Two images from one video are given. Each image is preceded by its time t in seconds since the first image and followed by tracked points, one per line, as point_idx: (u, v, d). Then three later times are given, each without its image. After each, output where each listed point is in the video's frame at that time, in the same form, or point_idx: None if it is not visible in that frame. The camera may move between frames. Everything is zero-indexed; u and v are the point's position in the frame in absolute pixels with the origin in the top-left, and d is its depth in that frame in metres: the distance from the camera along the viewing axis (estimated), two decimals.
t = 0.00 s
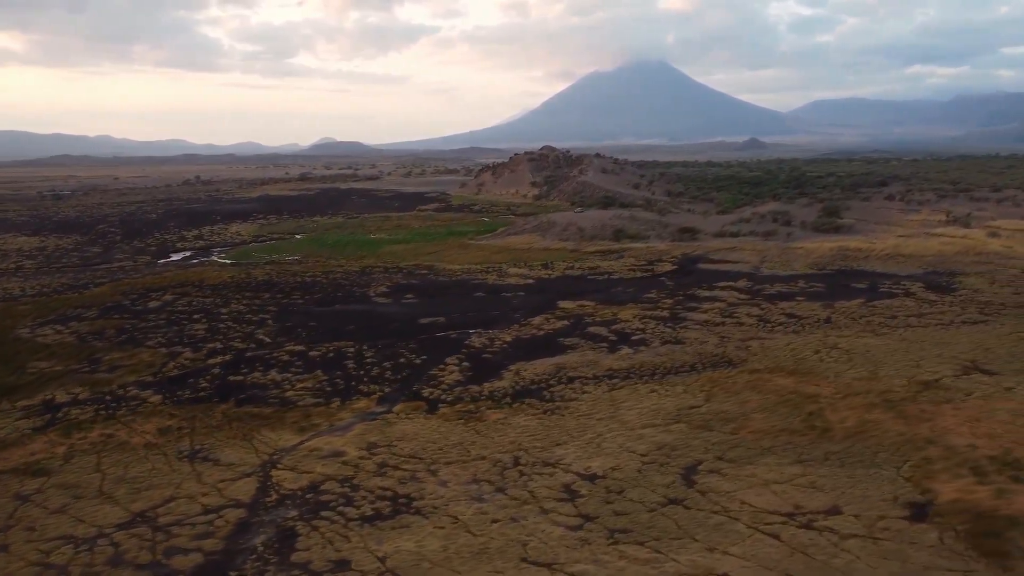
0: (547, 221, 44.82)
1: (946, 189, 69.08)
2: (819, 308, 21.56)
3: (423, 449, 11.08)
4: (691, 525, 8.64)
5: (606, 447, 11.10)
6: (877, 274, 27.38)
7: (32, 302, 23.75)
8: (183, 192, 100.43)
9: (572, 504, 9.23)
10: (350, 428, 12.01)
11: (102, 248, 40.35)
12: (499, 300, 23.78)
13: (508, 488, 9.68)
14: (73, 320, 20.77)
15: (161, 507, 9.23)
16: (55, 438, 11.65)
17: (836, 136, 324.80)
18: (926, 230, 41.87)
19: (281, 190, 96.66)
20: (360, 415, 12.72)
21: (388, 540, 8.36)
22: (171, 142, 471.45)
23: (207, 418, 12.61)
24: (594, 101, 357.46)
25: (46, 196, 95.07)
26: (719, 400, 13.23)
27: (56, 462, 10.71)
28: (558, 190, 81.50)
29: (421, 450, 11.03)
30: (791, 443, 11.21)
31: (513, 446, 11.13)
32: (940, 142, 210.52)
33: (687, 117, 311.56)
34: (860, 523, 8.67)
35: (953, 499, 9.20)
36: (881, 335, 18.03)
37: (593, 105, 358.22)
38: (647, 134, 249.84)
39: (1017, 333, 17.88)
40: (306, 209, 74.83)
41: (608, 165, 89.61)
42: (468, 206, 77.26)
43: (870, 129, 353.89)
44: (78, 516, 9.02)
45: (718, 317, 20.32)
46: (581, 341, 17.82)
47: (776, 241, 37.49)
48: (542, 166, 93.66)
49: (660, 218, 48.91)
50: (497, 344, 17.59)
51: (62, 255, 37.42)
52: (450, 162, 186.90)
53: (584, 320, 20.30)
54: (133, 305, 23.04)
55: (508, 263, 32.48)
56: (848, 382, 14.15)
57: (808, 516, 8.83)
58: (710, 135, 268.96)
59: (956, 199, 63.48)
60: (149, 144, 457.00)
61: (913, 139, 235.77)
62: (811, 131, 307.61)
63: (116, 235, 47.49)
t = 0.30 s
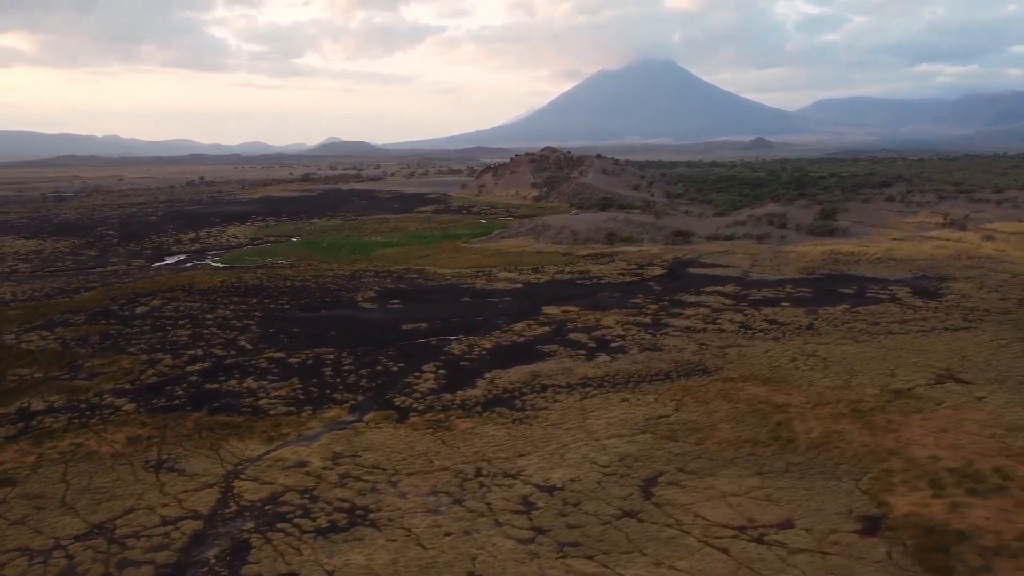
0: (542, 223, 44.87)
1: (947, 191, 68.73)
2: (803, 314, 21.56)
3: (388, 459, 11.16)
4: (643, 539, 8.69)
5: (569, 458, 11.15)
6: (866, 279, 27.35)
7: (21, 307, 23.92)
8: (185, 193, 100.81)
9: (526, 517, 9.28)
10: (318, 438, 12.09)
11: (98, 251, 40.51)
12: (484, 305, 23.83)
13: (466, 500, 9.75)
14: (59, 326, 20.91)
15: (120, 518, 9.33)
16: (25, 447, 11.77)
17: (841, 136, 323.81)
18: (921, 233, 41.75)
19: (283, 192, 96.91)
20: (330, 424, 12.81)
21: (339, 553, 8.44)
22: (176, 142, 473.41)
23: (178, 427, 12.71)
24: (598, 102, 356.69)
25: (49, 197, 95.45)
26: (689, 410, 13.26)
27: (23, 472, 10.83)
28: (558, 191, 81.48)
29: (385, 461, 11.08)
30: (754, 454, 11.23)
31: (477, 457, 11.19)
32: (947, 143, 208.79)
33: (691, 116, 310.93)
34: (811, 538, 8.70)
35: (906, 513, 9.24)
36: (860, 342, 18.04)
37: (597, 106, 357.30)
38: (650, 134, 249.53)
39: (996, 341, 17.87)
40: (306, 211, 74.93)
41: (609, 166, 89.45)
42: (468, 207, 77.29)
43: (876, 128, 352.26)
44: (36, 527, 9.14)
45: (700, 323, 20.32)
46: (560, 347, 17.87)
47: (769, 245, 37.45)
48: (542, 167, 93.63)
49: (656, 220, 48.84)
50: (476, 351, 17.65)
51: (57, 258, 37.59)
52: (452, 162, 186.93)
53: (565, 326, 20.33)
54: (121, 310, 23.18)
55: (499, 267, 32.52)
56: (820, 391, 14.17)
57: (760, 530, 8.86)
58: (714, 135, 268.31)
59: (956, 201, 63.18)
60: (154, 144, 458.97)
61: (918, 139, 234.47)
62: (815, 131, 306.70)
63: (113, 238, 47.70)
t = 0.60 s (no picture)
0: (537, 226, 44.91)
1: (948, 192, 68.40)
2: (786, 320, 21.55)
3: (352, 469, 11.24)
4: (594, 553, 8.74)
5: (533, 468, 11.20)
6: (854, 284, 27.27)
7: (11, 312, 24.11)
8: (187, 194, 101.16)
9: (481, 529, 9.33)
10: (286, 448, 12.17)
11: (94, 254, 40.74)
12: (469, 311, 23.91)
13: (424, 512, 9.82)
14: (45, 331, 21.06)
15: (80, 529, 9.44)
16: None
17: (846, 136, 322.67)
18: (917, 236, 41.57)
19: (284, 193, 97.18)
20: (300, 433, 12.88)
21: (291, 566, 8.52)
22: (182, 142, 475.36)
23: (149, 435, 12.82)
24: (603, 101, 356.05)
25: (53, 198, 95.93)
26: (658, 420, 13.29)
27: None
28: (558, 193, 81.46)
29: (349, 471, 11.16)
30: (716, 466, 11.25)
31: (440, 467, 11.26)
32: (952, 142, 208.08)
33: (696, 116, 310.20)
34: (761, 552, 8.74)
35: (860, 527, 9.26)
36: (839, 349, 18.03)
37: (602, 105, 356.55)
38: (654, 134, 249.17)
39: (975, 349, 17.82)
40: (306, 213, 75.15)
41: (609, 167, 89.32)
42: (467, 209, 77.39)
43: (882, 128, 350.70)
44: None
45: (682, 330, 20.33)
46: (538, 355, 17.92)
47: (762, 249, 37.39)
48: (543, 168, 93.63)
49: (652, 222, 48.83)
50: (454, 358, 17.71)
51: (52, 261, 37.82)
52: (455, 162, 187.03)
53: (547, 332, 20.37)
54: (108, 315, 23.33)
55: (490, 271, 32.57)
56: (792, 400, 14.18)
57: (711, 545, 8.90)
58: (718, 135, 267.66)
59: (957, 202, 62.84)
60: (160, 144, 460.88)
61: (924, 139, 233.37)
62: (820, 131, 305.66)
63: (112, 241, 47.99)
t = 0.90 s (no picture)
0: (532, 229, 44.96)
1: (949, 194, 68.03)
2: (770, 326, 21.53)
3: (317, 479, 11.31)
4: (546, 566, 8.79)
5: (496, 479, 11.25)
6: (843, 290, 27.22)
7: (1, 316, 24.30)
8: (189, 194, 101.52)
9: (437, 542, 9.39)
10: (255, 457, 12.25)
11: (90, 257, 40.97)
12: (455, 316, 23.97)
13: (382, 523, 9.89)
14: (32, 337, 21.23)
15: (41, 539, 9.54)
16: None
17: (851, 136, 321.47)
18: (912, 240, 41.38)
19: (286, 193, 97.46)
20: (271, 442, 12.96)
21: None
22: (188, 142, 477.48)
23: (122, 443, 12.93)
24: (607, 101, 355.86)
25: (57, 199, 96.44)
26: (628, 430, 13.31)
27: None
28: (558, 194, 81.45)
29: (313, 481, 11.22)
30: (679, 477, 11.29)
31: (405, 478, 11.32)
32: (959, 142, 206.23)
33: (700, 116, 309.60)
34: (712, 566, 8.78)
35: (815, 540, 9.28)
36: (818, 357, 18.01)
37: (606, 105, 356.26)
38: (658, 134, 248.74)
39: (956, 357, 17.78)
40: (306, 214, 75.39)
41: (610, 168, 89.20)
42: (467, 210, 77.46)
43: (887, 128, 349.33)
44: None
45: (664, 337, 20.32)
46: (517, 362, 17.96)
47: (756, 253, 37.33)
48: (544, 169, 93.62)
49: (648, 225, 48.78)
50: (433, 365, 17.76)
51: (49, 264, 38.05)
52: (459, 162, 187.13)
53: (529, 339, 20.41)
54: (96, 320, 23.48)
55: (481, 275, 32.61)
56: (764, 410, 14.18)
57: (663, 559, 8.94)
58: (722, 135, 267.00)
59: (957, 205, 62.50)
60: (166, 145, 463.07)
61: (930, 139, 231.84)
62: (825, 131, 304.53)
63: (110, 243, 48.26)
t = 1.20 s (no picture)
0: (527, 232, 44.98)
1: (950, 196, 67.63)
2: (753, 333, 21.53)
3: (283, 489, 11.39)
4: None
5: (460, 490, 11.32)
6: (831, 295, 27.16)
7: None
8: (192, 195, 101.95)
9: (393, 554, 9.46)
10: (225, 465, 12.35)
11: (86, 260, 41.19)
12: (440, 322, 24.03)
13: (342, 534, 9.96)
14: (18, 342, 21.38)
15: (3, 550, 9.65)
16: None
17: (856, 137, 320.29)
18: (908, 244, 41.18)
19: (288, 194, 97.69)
20: (242, 451, 13.05)
21: None
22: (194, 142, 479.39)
23: (95, 451, 13.04)
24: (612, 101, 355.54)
25: (60, 200, 97.01)
26: (598, 440, 13.34)
27: None
28: (558, 196, 81.41)
29: (278, 491, 11.30)
30: (643, 488, 11.32)
31: (370, 488, 11.40)
32: (964, 142, 205.44)
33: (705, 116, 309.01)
34: None
35: (769, 554, 9.31)
36: (797, 365, 18.00)
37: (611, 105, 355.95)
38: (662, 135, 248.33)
39: (935, 365, 17.73)
40: (306, 216, 75.55)
41: (611, 169, 89.04)
42: (467, 212, 77.49)
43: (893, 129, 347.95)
44: None
45: (646, 344, 20.33)
46: (496, 369, 18.00)
47: (749, 257, 37.23)
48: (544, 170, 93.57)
49: (644, 228, 48.72)
50: (412, 372, 17.83)
51: (45, 267, 38.30)
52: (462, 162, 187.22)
53: (511, 345, 20.45)
54: (85, 325, 23.63)
55: (472, 280, 32.65)
56: (737, 420, 14.20)
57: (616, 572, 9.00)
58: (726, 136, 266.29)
59: (958, 207, 62.14)
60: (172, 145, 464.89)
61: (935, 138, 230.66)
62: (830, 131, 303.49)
63: (109, 245, 48.51)
